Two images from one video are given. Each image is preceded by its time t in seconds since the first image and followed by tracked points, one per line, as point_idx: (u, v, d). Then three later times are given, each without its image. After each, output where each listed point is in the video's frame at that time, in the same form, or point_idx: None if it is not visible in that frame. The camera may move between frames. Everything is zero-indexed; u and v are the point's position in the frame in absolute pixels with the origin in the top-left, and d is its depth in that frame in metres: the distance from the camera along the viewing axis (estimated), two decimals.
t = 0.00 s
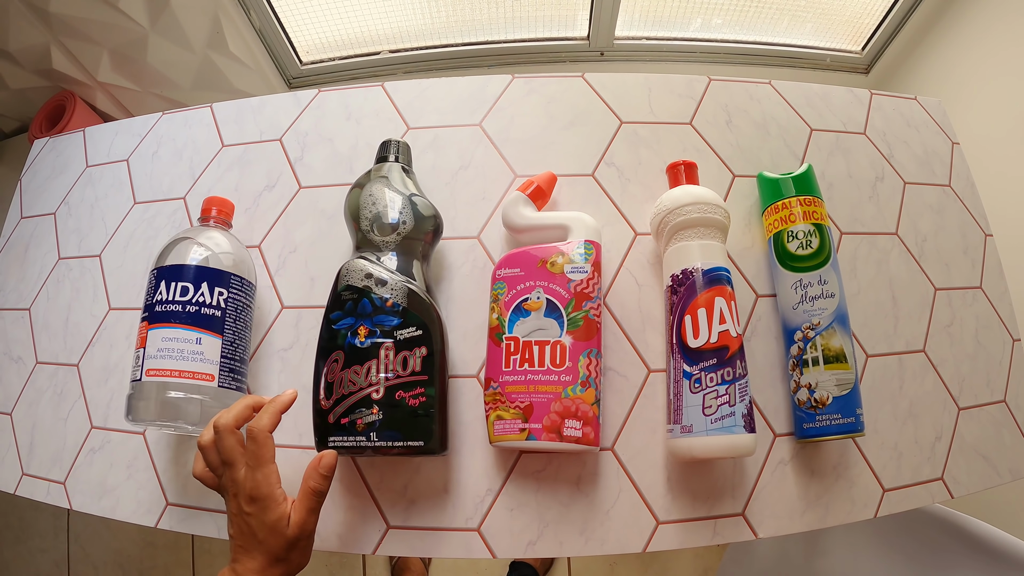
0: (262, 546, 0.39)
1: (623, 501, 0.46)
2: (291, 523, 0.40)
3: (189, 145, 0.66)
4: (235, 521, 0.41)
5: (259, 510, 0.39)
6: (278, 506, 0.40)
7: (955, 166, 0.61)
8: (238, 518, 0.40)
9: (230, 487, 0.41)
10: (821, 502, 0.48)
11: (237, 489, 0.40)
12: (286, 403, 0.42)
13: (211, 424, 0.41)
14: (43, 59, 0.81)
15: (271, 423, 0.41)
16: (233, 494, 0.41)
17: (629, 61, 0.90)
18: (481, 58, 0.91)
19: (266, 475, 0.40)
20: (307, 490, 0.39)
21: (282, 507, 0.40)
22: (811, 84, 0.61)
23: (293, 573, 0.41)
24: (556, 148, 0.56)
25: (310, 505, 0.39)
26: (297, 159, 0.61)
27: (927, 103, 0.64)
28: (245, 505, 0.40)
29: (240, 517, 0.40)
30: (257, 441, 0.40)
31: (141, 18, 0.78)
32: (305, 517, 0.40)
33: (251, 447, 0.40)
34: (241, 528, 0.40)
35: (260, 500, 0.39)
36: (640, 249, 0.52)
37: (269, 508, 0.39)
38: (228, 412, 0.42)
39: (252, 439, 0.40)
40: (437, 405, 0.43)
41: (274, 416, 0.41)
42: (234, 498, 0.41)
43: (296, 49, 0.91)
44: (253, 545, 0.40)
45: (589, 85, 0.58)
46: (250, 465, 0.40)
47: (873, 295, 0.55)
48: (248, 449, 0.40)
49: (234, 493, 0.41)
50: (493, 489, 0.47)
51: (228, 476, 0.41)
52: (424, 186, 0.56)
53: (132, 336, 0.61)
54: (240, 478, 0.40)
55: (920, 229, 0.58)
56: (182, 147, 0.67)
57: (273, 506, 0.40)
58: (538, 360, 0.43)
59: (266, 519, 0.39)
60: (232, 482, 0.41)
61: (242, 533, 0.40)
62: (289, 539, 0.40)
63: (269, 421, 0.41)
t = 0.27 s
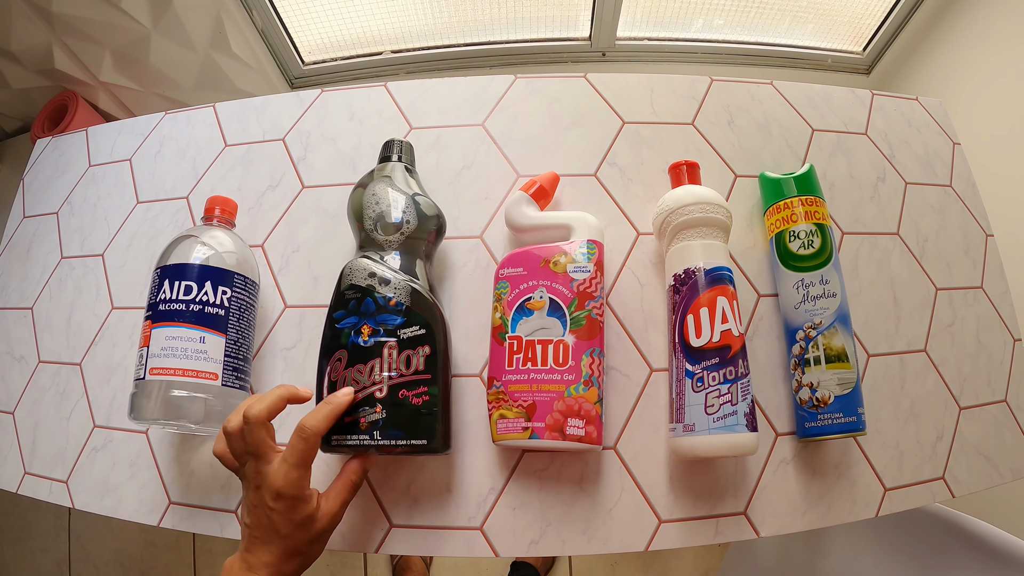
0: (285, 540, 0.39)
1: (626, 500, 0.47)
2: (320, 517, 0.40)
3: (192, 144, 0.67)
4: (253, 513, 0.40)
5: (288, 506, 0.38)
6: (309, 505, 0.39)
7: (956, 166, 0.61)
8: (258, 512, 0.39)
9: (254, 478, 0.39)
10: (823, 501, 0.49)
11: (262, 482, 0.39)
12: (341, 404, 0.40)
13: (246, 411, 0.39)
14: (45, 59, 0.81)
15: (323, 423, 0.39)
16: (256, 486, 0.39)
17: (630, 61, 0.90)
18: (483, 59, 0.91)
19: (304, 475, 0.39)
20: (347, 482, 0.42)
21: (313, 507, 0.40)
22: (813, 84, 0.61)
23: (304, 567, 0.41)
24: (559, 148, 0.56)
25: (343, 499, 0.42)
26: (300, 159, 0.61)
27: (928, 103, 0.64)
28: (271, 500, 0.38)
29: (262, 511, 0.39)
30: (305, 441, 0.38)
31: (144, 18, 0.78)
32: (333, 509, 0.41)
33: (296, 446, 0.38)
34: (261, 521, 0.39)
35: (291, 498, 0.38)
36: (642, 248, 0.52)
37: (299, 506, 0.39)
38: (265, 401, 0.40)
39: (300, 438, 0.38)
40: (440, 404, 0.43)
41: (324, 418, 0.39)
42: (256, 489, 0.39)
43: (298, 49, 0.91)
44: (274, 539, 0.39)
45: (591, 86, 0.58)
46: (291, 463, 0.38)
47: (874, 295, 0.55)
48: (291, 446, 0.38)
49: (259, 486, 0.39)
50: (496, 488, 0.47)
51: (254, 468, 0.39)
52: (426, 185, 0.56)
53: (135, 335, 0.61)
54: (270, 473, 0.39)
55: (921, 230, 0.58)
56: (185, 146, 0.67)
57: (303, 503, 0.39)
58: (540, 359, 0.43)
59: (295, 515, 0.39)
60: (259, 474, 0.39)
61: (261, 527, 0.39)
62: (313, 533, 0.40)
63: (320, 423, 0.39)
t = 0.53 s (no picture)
0: (280, 531, 0.39)
1: (626, 501, 0.47)
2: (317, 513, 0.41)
3: (193, 144, 0.67)
4: (251, 500, 0.39)
5: (293, 502, 0.39)
6: (311, 504, 0.40)
7: (957, 167, 0.61)
8: (258, 501, 0.39)
9: (263, 468, 0.39)
10: (823, 502, 0.48)
11: (272, 473, 0.39)
12: (377, 424, 0.39)
13: (273, 407, 0.37)
14: (46, 60, 0.81)
15: (356, 441, 0.38)
16: (262, 476, 0.39)
17: (631, 62, 0.90)
18: (484, 59, 0.91)
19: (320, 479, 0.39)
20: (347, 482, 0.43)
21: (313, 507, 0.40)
22: (813, 85, 0.61)
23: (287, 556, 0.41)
24: (559, 149, 0.56)
25: (338, 497, 0.43)
26: (301, 159, 0.61)
27: (929, 104, 0.64)
28: (277, 493, 0.38)
29: (264, 501, 0.39)
30: (334, 453, 0.38)
31: (144, 19, 0.78)
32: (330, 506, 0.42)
33: (322, 454, 0.38)
34: (260, 510, 0.39)
35: (299, 496, 0.38)
36: (642, 249, 0.52)
37: (305, 502, 0.39)
38: (295, 401, 0.38)
39: (330, 449, 0.38)
40: (439, 404, 0.43)
41: (358, 437, 0.38)
42: (263, 479, 0.39)
43: (299, 49, 0.91)
44: (268, 530, 0.39)
45: (592, 86, 0.58)
46: (311, 468, 0.38)
47: (874, 295, 0.55)
48: (317, 451, 0.38)
49: (266, 477, 0.39)
50: (496, 488, 0.47)
51: (267, 459, 0.39)
52: (427, 185, 0.56)
53: (135, 335, 0.61)
54: (282, 468, 0.39)
55: (922, 230, 0.58)
56: (185, 146, 0.67)
57: (309, 500, 0.39)
58: (540, 360, 0.43)
59: (297, 510, 0.39)
60: (271, 467, 0.39)
61: (259, 515, 0.39)
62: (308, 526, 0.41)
63: (354, 441, 0.38)
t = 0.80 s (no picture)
0: (288, 524, 0.39)
1: (630, 504, 0.47)
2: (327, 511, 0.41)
3: (197, 147, 0.67)
4: (263, 491, 0.40)
5: (303, 495, 0.39)
6: (320, 499, 0.40)
7: (961, 170, 0.61)
8: (270, 490, 0.39)
9: (277, 457, 0.39)
10: (827, 506, 0.49)
11: (284, 463, 0.39)
12: (385, 416, 0.38)
13: (293, 392, 0.38)
14: (50, 61, 0.82)
15: (363, 431, 0.37)
16: (276, 466, 0.39)
17: (634, 64, 0.90)
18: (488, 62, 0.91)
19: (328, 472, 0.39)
20: (358, 481, 0.43)
21: (323, 502, 0.40)
22: (817, 89, 0.61)
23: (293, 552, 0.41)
24: (564, 152, 0.56)
25: (351, 504, 0.43)
26: (306, 162, 0.61)
27: (933, 107, 0.64)
28: (288, 484, 0.39)
29: (275, 491, 0.39)
30: (339, 442, 0.38)
31: (148, 21, 0.78)
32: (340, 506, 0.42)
33: (329, 444, 0.38)
34: (271, 501, 0.39)
35: (308, 488, 0.39)
36: (647, 253, 0.52)
37: (314, 496, 0.39)
38: (314, 389, 0.38)
39: (336, 438, 0.38)
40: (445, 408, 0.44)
41: (364, 427, 0.37)
42: (276, 468, 0.39)
43: (303, 51, 0.92)
44: (277, 522, 0.39)
45: (596, 89, 0.58)
46: (319, 459, 0.38)
47: (879, 299, 0.55)
48: (325, 441, 0.38)
49: (279, 466, 0.39)
50: (500, 492, 0.47)
51: (282, 448, 0.39)
52: (431, 189, 0.56)
53: (139, 338, 0.62)
54: (295, 458, 0.39)
55: (926, 234, 0.58)
56: (189, 149, 0.67)
57: (318, 494, 0.39)
58: (546, 364, 0.44)
59: (306, 503, 0.39)
60: (284, 456, 0.39)
61: (269, 506, 0.39)
62: (315, 523, 0.40)
63: (360, 432, 0.38)
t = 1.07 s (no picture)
0: (295, 523, 0.40)
1: (630, 506, 0.47)
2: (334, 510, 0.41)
3: (198, 149, 0.67)
4: (271, 489, 0.40)
5: (309, 495, 0.39)
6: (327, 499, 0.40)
7: (960, 172, 0.62)
8: (278, 489, 0.40)
9: (285, 457, 0.39)
10: (826, 507, 0.49)
11: (292, 462, 0.39)
12: (388, 417, 0.38)
13: (299, 393, 0.38)
14: (52, 63, 0.82)
15: (364, 433, 0.37)
16: (284, 465, 0.39)
17: (634, 65, 0.90)
18: (489, 63, 0.91)
19: (334, 472, 0.39)
20: (367, 482, 0.43)
21: (330, 501, 0.40)
22: (817, 90, 0.61)
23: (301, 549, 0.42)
24: (564, 155, 0.56)
25: (359, 502, 0.42)
26: (306, 164, 0.61)
27: (932, 109, 0.64)
28: (295, 484, 0.39)
29: (282, 490, 0.39)
30: (343, 443, 0.37)
31: (149, 22, 0.78)
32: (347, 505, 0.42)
33: (332, 444, 0.38)
34: (278, 500, 0.40)
35: (315, 488, 0.39)
36: (647, 255, 0.53)
37: (321, 496, 0.39)
38: (321, 390, 0.38)
39: (339, 439, 0.37)
40: (446, 410, 0.44)
41: (367, 428, 0.37)
42: (284, 467, 0.39)
43: (304, 53, 0.92)
44: (284, 521, 0.40)
45: (596, 91, 0.58)
46: (325, 460, 0.38)
47: (878, 301, 0.55)
48: (329, 441, 0.38)
49: (286, 466, 0.39)
50: (500, 493, 0.47)
51: (289, 448, 0.39)
52: (432, 191, 0.56)
53: (140, 339, 0.62)
54: (302, 458, 0.39)
55: (926, 235, 0.58)
56: (190, 151, 0.67)
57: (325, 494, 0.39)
58: (545, 366, 0.44)
59: (313, 503, 0.39)
60: (292, 456, 0.39)
61: (276, 504, 0.40)
62: (323, 522, 0.41)
63: (363, 433, 0.37)
